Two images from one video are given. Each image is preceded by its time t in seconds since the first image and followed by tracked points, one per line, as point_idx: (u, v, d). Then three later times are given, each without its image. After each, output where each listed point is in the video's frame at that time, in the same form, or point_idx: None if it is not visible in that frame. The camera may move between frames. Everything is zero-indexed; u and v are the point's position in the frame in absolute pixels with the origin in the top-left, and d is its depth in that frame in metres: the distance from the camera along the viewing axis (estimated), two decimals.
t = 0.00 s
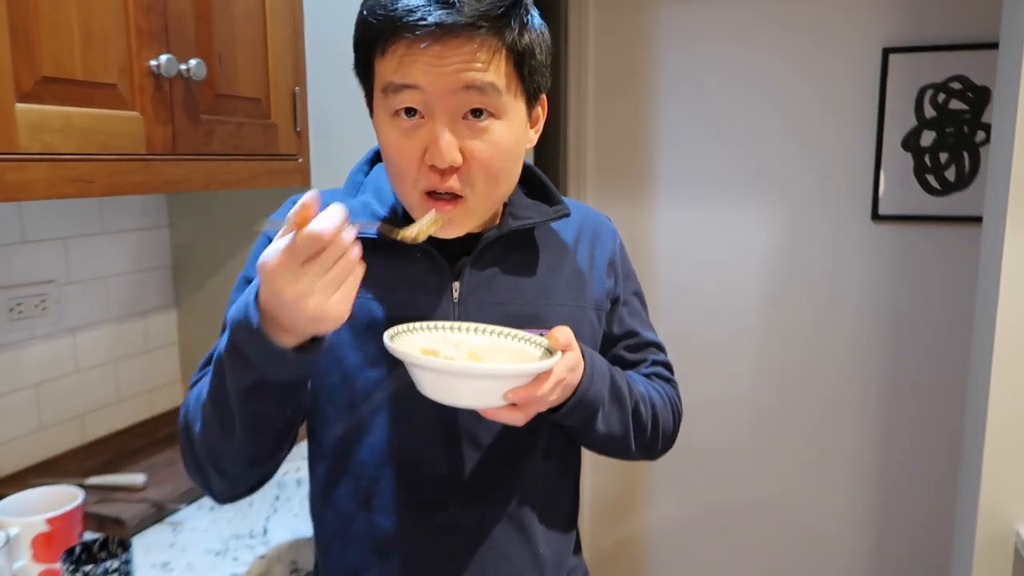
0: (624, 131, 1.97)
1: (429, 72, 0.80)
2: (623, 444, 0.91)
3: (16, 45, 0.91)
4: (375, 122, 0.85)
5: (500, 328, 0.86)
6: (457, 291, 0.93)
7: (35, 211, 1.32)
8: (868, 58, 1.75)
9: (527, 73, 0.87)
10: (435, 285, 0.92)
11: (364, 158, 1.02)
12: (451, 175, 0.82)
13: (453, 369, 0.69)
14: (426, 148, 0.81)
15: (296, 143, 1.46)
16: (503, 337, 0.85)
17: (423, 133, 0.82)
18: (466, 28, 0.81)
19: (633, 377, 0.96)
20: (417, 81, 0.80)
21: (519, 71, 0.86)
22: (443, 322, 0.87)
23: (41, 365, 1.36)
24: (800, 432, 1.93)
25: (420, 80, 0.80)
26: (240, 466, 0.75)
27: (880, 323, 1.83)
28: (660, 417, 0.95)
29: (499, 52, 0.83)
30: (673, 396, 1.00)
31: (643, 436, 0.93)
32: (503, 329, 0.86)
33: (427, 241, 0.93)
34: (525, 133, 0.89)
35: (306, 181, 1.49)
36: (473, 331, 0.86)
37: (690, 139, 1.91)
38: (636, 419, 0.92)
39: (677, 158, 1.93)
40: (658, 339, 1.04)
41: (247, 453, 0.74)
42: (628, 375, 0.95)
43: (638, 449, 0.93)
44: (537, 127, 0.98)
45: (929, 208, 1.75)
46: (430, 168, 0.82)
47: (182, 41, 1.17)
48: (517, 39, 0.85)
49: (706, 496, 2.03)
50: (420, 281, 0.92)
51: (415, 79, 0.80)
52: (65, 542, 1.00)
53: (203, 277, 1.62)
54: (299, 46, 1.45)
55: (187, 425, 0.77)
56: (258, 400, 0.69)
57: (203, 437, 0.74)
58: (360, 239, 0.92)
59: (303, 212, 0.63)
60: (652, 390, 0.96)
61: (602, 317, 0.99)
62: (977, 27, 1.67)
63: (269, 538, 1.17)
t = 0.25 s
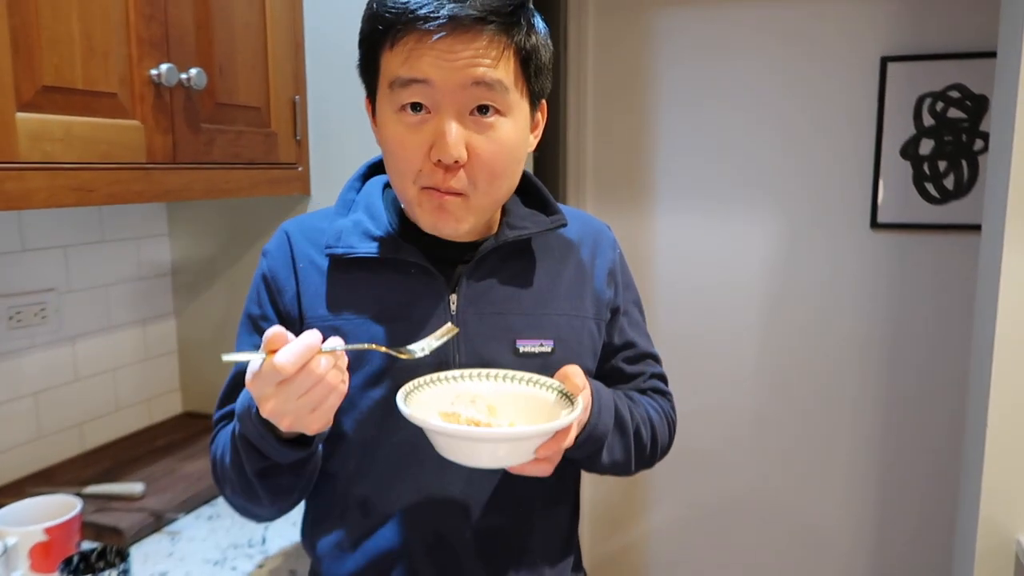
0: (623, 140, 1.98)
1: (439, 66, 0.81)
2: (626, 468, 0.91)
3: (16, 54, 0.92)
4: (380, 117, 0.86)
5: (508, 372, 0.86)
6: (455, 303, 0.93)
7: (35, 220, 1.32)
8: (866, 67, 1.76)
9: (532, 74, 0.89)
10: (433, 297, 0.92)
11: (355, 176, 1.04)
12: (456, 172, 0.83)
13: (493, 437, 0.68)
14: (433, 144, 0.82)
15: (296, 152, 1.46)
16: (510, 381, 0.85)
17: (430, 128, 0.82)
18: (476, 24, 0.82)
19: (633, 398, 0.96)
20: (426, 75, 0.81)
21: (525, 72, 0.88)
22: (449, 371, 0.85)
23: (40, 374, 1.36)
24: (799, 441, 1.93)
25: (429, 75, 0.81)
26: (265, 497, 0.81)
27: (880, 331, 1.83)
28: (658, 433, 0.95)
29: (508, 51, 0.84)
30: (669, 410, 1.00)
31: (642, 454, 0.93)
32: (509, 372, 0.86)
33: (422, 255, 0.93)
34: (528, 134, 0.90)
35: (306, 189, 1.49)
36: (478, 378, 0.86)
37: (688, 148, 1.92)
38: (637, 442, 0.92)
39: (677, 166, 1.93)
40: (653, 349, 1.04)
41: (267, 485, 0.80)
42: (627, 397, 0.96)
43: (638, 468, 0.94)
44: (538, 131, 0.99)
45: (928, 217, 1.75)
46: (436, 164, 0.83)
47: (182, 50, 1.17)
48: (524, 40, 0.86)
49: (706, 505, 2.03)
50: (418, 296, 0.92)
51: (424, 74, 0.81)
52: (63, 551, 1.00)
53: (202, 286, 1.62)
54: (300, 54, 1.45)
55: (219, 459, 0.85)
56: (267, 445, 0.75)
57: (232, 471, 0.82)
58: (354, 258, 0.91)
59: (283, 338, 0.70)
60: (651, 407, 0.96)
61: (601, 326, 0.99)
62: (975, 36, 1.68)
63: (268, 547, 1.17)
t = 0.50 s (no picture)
0: (623, 146, 1.98)
1: (438, 67, 0.81)
2: (626, 479, 0.91)
3: (16, 61, 0.92)
4: (378, 118, 0.86)
5: (508, 393, 0.86)
6: (452, 312, 0.93)
7: (34, 226, 1.32)
8: (865, 73, 1.76)
9: (530, 77, 0.89)
10: (430, 306, 0.92)
11: (353, 183, 1.04)
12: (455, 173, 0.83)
13: (497, 468, 0.68)
14: (432, 145, 0.82)
15: (296, 158, 1.46)
16: (510, 401, 0.85)
17: (429, 129, 0.82)
18: (475, 26, 0.82)
19: (631, 409, 0.96)
20: (426, 76, 0.81)
21: (524, 74, 0.88)
22: (448, 395, 0.84)
23: (39, 380, 1.36)
24: (800, 447, 1.92)
25: (428, 76, 0.81)
26: (263, 513, 0.82)
27: (881, 337, 1.83)
28: (657, 444, 0.95)
29: (507, 53, 0.85)
30: (668, 419, 1.00)
31: (642, 464, 0.93)
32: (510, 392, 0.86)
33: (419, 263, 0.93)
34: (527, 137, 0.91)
35: (306, 196, 1.49)
36: (478, 399, 0.85)
37: (688, 154, 1.92)
38: (636, 454, 0.92)
39: (676, 172, 1.93)
40: (654, 357, 1.04)
41: (265, 502, 0.81)
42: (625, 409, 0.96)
43: (637, 478, 0.93)
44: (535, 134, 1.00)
45: (927, 223, 1.75)
46: (435, 166, 0.83)
47: (182, 57, 1.18)
48: (523, 43, 0.87)
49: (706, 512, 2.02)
50: (414, 305, 0.92)
51: (423, 75, 0.82)
52: (60, 559, 0.99)
53: (201, 292, 1.61)
54: (299, 61, 1.46)
55: (216, 474, 0.86)
56: (264, 466, 0.76)
57: (229, 488, 0.82)
58: (350, 267, 0.91)
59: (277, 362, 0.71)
60: (649, 418, 0.97)
61: (600, 334, 0.99)
62: (974, 42, 1.68)
63: (266, 555, 1.16)
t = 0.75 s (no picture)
0: (622, 139, 1.96)
1: (438, 47, 0.82)
2: (622, 475, 0.91)
3: (7, 53, 0.91)
4: (375, 100, 0.86)
5: (505, 394, 0.85)
6: (446, 307, 0.92)
7: (28, 219, 1.32)
8: (868, 66, 1.74)
9: (527, 64, 0.91)
10: (425, 301, 0.91)
11: (344, 177, 1.03)
12: (454, 153, 0.83)
13: (491, 475, 0.67)
14: (431, 125, 0.82)
15: (292, 151, 1.45)
16: (507, 403, 0.84)
17: (428, 109, 0.83)
18: (473, 8, 0.84)
19: (626, 405, 0.96)
20: (425, 56, 0.82)
21: (520, 60, 0.90)
22: (444, 395, 0.84)
23: (35, 374, 1.35)
24: (800, 443, 1.91)
25: (427, 56, 0.82)
26: (259, 515, 0.82)
27: (881, 332, 1.82)
28: (653, 439, 0.95)
29: (505, 36, 0.86)
30: (664, 413, 1.00)
31: (637, 460, 0.93)
32: (507, 393, 0.85)
33: (412, 259, 0.92)
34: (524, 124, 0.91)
35: (303, 189, 1.48)
36: (475, 400, 0.85)
37: (688, 148, 1.90)
38: (632, 451, 0.92)
39: (676, 166, 1.92)
40: (651, 351, 1.04)
41: (261, 504, 0.81)
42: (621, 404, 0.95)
43: (634, 473, 0.93)
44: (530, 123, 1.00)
45: (929, 217, 1.74)
46: (434, 146, 0.83)
47: (176, 48, 1.16)
48: (521, 30, 0.89)
49: (706, 507, 2.02)
50: (408, 301, 0.91)
51: (422, 55, 0.82)
52: (55, 554, 0.99)
53: (199, 286, 1.61)
54: (296, 53, 1.44)
55: (212, 475, 0.85)
56: (260, 470, 0.75)
57: (226, 489, 0.82)
58: (342, 264, 0.90)
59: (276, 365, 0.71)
60: (644, 413, 0.96)
61: (597, 329, 0.98)
62: (977, 35, 1.66)
63: (263, 550, 1.15)
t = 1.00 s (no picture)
0: (622, 131, 1.96)
1: (431, 31, 0.82)
2: (617, 465, 0.91)
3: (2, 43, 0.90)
4: (369, 87, 0.86)
5: (498, 385, 0.85)
6: (439, 299, 0.92)
7: (26, 211, 1.31)
8: (868, 57, 1.73)
9: (519, 50, 0.91)
10: (417, 293, 0.91)
11: (336, 170, 1.03)
12: (449, 137, 0.82)
13: (484, 464, 0.67)
14: (425, 110, 0.82)
15: (290, 142, 1.45)
16: (500, 394, 0.84)
17: (422, 94, 0.83)
18: None
19: (621, 396, 0.96)
20: (418, 41, 0.82)
21: (513, 46, 0.90)
22: (437, 386, 0.83)
23: (34, 366, 1.35)
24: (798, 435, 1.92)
25: (420, 40, 0.82)
26: (253, 506, 0.82)
27: (880, 324, 1.82)
28: (648, 429, 0.96)
29: (498, 20, 0.86)
30: (659, 403, 1.01)
31: (632, 451, 0.93)
32: (500, 385, 0.85)
33: (405, 251, 0.92)
34: (517, 110, 0.91)
35: (301, 181, 1.48)
36: (467, 391, 0.84)
37: (688, 139, 1.90)
38: (626, 442, 0.92)
39: (676, 157, 1.92)
40: (646, 342, 1.04)
41: (255, 495, 0.81)
42: (615, 396, 0.95)
43: (628, 464, 0.94)
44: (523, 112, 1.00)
45: (929, 209, 1.74)
46: (429, 132, 0.82)
47: (173, 39, 1.16)
48: (513, 14, 0.89)
49: (704, 499, 2.02)
50: (401, 293, 0.91)
51: (415, 40, 0.82)
52: (54, 545, 0.99)
53: (197, 279, 1.61)
54: (294, 44, 1.44)
55: (207, 468, 0.85)
56: (252, 461, 0.76)
57: (220, 481, 0.83)
58: (335, 257, 0.90)
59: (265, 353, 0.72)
60: (639, 404, 0.97)
61: (591, 319, 0.98)
62: (978, 26, 1.65)
63: (261, 541, 1.16)
